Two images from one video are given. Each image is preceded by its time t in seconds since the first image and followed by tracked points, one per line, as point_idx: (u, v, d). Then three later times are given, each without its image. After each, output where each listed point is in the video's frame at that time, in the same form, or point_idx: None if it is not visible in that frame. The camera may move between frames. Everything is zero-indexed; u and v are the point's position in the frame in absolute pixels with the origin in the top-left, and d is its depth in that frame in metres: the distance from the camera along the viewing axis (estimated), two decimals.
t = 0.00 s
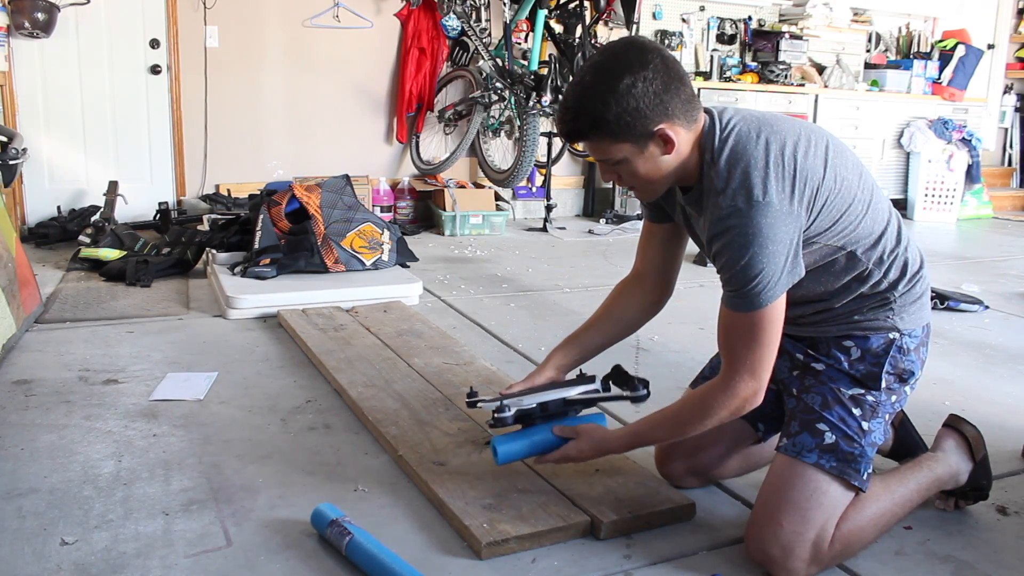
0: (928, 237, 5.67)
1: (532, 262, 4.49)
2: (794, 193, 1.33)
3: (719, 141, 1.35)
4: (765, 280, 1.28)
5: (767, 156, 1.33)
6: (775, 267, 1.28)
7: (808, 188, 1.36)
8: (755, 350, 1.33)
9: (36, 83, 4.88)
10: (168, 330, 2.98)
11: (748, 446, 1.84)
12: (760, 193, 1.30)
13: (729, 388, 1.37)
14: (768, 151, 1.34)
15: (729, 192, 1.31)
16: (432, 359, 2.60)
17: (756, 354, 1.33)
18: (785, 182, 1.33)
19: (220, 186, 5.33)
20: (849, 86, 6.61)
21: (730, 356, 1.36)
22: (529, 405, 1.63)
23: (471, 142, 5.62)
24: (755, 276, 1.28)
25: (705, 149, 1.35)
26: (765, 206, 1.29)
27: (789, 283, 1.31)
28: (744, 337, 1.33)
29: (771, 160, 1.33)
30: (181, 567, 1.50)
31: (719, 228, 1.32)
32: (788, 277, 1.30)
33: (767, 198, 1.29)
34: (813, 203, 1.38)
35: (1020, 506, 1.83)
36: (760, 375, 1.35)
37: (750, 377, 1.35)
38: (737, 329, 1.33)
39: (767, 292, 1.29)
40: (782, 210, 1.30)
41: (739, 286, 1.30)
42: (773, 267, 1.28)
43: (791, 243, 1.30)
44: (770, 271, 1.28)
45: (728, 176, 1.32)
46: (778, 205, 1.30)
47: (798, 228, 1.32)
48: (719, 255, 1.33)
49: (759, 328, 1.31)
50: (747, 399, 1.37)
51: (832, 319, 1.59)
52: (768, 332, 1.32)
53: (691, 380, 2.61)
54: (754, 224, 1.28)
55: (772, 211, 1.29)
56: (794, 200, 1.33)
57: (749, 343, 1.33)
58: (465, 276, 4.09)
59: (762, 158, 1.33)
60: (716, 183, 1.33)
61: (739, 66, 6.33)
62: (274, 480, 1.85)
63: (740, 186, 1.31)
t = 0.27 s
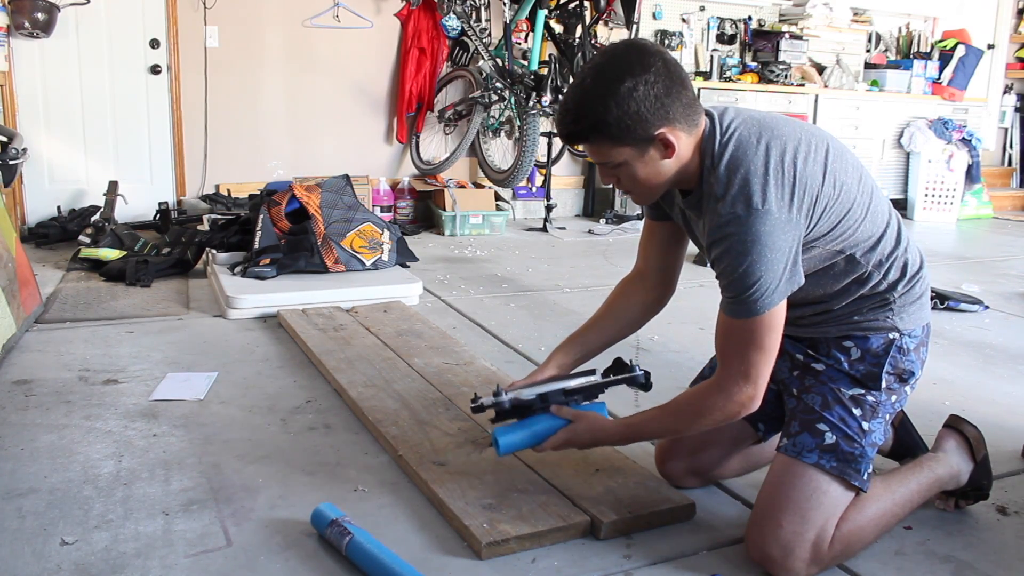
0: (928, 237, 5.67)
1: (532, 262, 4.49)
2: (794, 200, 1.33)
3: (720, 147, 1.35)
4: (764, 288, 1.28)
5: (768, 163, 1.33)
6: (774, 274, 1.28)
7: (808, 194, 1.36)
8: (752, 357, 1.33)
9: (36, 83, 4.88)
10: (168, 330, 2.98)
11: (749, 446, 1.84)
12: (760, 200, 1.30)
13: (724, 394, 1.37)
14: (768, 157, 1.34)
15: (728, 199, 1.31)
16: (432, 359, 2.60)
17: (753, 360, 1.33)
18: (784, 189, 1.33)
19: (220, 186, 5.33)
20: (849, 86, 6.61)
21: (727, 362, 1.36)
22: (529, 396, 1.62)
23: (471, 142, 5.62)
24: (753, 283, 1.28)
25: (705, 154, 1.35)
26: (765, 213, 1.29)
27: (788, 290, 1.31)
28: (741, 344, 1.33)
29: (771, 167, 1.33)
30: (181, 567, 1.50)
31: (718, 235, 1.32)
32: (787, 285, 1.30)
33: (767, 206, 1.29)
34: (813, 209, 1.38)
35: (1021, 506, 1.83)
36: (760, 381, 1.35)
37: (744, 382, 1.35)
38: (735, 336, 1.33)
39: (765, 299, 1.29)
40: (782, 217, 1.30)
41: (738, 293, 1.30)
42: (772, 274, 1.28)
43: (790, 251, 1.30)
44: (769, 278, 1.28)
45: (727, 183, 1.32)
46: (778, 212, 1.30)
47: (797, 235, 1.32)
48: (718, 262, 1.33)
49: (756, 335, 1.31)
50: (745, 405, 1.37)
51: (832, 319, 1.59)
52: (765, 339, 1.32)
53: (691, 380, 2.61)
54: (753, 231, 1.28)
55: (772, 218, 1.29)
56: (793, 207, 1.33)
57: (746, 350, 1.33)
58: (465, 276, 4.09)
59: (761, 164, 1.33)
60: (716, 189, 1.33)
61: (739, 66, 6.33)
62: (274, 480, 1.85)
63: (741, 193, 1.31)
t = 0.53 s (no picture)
0: (928, 237, 5.67)
1: (532, 262, 4.49)
2: (794, 199, 1.33)
3: (721, 146, 1.35)
4: (759, 286, 1.28)
5: (769, 162, 1.33)
6: (771, 273, 1.28)
7: (808, 194, 1.36)
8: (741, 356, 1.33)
9: (36, 82, 4.88)
10: (168, 330, 2.98)
11: (749, 446, 1.83)
12: (760, 199, 1.29)
13: (706, 396, 1.38)
14: (769, 156, 1.34)
15: (728, 197, 1.31)
16: (432, 359, 2.60)
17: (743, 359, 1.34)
18: (785, 188, 1.33)
19: (220, 186, 5.33)
20: (849, 86, 6.61)
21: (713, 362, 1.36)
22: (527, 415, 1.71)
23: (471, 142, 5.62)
24: (749, 281, 1.28)
25: (707, 152, 1.35)
26: (764, 212, 1.29)
27: (783, 289, 1.31)
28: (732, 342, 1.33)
29: (772, 165, 1.33)
30: (181, 567, 1.50)
31: (716, 232, 1.32)
32: (783, 284, 1.30)
33: (767, 204, 1.29)
34: (813, 209, 1.38)
35: (1021, 506, 1.83)
36: (740, 379, 1.36)
37: (726, 381, 1.35)
38: (727, 334, 1.33)
39: (761, 297, 1.29)
40: (782, 215, 1.30)
41: (733, 291, 1.29)
42: (769, 273, 1.28)
43: (788, 250, 1.30)
44: (766, 277, 1.28)
45: (728, 180, 1.32)
46: (777, 211, 1.30)
47: (796, 235, 1.32)
48: (715, 260, 1.33)
49: (748, 333, 1.31)
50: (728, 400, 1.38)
51: (833, 320, 1.59)
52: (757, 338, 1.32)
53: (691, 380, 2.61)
54: (753, 229, 1.28)
55: (772, 217, 1.29)
56: (794, 206, 1.33)
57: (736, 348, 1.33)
58: (465, 276, 4.09)
59: (763, 163, 1.33)
60: (717, 187, 1.33)
61: (739, 66, 6.33)
62: (274, 480, 1.85)
63: (740, 192, 1.31)
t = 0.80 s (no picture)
0: (928, 237, 5.67)
1: (532, 262, 4.49)
2: (795, 188, 1.33)
3: (716, 141, 1.35)
4: (772, 273, 1.27)
5: (766, 153, 1.34)
6: (781, 259, 1.27)
7: (808, 183, 1.36)
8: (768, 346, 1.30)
9: (36, 82, 4.88)
10: (168, 330, 2.98)
11: (747, 446, 1.84)
12: (762, 187, 1.29)
13: (742, 392, 1.33)
14: (766, 148, 1.34)
15: (730, 189, 1.31)
16: (432, 359, 2.60)
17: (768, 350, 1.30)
18: (786, 177, 1.33)
19: (220, 186, 5.34)
20: (849, 86, 6.61)
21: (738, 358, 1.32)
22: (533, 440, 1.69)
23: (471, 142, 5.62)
24: (762, 269, 1.26)
25: (703, 149, 1.35)
26: (768, 199, 1.28)
27: (796, 277, 1.29)
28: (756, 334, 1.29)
29: (770, 155, 1.33)
30: (181, 567, 1.50)
31: (722, 225, 1.31)
32: (795, 271, 1.29)
33: (770, 192, 1.29)
34: (815, 198, 1.38)
35: (1020, 506, 1.83)
36: (772, 373, 1.31)
37: (761, 376, 1.31)
38: (746, 326, 1.30)
39: (775, 286, 1.27)
40: (786, 202, 1.30)
41: (745, 282, 1.28)
42: (780, 259, 1.27)
43: (795, 237, 1.30)
44: (777, 264, 1.27)
45: (728, 174, 1.32)
46: (781, 198, 1.30)
47: (801, 222, 1.31)
48: (724, 253, 1.31)
49: (768, 324, 1.28)
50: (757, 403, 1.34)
51: (831, 319, 1.59)
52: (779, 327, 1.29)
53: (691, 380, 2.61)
54: (759, 218, 1.27)
55: (776, 204, 1.28)
56: (796, 195, 1.33)
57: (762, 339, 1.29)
58: (465, 276, 4.09)
59: (761, 154, 1.33)
60: (717, 181, 1.33)
61: (739, 66, 6.33)
62: (274, 480, 1.85)
63: (742, 182, 1.31)
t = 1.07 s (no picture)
0: (928, 237, 5.66)
1: (532, 262, 4.49)
2: (794, 187, 1.33)
3: (717, 139, 1.36)
4: (772, 272, 1.25)
5: (767, 152, 1.34)
6: (780, 257, 1.26)
7: (809, 182, 1.36)
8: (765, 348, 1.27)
9: (37, 83, 4.88)
10: (168, 330, 2.98)
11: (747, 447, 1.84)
12: (761, 185, 1.30)
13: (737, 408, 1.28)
14: (767, 147, 1.35)
15: (730, 188, 1.31)
16: (432, 359, 2.60)
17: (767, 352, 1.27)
18: (785, 176, 1.33)
19: (220, 186, 5.33)
20: (849, 86, 6.61)
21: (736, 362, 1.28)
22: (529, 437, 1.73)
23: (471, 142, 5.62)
24: (761, 268, 1.25)
25: (704, 149, 1.36)
26: (766, 197, 1.28)
27: (796, 276, 1.28)
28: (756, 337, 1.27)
29: (770, 154, 1.33)
30: (180, 567, 1.50)
31: (721, 223, 1.31)
32: (794, 270, 1.28)
33: (768, 192, 1.29)
34: (816, 198, 1.38)
35: (1021, 506, 1.83)
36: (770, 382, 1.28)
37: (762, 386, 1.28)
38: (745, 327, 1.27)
39: (775, 285, 1.26)
40: (784, 201, 1.30)
41: (743, 281, 1.26)
42: (779, 258, 1.26)
43: (794, 236, 1.29)
44: (776, 262, 1.26)
45: (728, 173, 1.32)
46: (779, 196, 1.30)
47: (800, 222, 1.31)
48: (721, 252, 1.31)
49: (767, 325, 1.26)
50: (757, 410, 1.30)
51: (832, 320, 1.59)
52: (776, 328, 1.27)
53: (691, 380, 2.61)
54: (758, 216, 1.27)
55: (775, 204, 1.28)
56: (796, 194, 1.33)
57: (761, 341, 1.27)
58: (465, 276, 4.09)
59: (762, 153, 1.33)
60: (718, 179, 1.33)
61: (739, 66, 6.33)
62: (274, 480, 1.85)
63: (741, 181, 1.31)
